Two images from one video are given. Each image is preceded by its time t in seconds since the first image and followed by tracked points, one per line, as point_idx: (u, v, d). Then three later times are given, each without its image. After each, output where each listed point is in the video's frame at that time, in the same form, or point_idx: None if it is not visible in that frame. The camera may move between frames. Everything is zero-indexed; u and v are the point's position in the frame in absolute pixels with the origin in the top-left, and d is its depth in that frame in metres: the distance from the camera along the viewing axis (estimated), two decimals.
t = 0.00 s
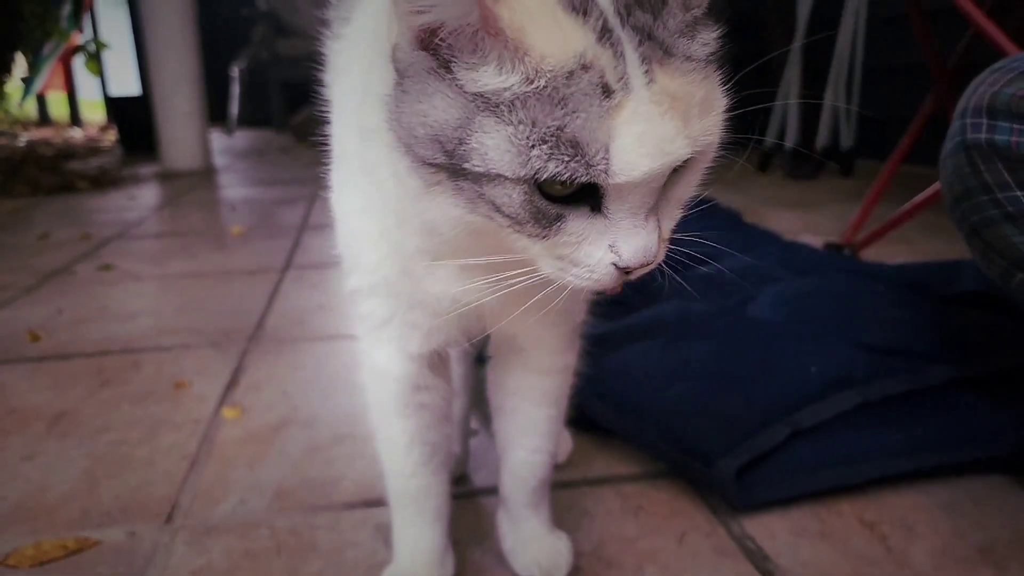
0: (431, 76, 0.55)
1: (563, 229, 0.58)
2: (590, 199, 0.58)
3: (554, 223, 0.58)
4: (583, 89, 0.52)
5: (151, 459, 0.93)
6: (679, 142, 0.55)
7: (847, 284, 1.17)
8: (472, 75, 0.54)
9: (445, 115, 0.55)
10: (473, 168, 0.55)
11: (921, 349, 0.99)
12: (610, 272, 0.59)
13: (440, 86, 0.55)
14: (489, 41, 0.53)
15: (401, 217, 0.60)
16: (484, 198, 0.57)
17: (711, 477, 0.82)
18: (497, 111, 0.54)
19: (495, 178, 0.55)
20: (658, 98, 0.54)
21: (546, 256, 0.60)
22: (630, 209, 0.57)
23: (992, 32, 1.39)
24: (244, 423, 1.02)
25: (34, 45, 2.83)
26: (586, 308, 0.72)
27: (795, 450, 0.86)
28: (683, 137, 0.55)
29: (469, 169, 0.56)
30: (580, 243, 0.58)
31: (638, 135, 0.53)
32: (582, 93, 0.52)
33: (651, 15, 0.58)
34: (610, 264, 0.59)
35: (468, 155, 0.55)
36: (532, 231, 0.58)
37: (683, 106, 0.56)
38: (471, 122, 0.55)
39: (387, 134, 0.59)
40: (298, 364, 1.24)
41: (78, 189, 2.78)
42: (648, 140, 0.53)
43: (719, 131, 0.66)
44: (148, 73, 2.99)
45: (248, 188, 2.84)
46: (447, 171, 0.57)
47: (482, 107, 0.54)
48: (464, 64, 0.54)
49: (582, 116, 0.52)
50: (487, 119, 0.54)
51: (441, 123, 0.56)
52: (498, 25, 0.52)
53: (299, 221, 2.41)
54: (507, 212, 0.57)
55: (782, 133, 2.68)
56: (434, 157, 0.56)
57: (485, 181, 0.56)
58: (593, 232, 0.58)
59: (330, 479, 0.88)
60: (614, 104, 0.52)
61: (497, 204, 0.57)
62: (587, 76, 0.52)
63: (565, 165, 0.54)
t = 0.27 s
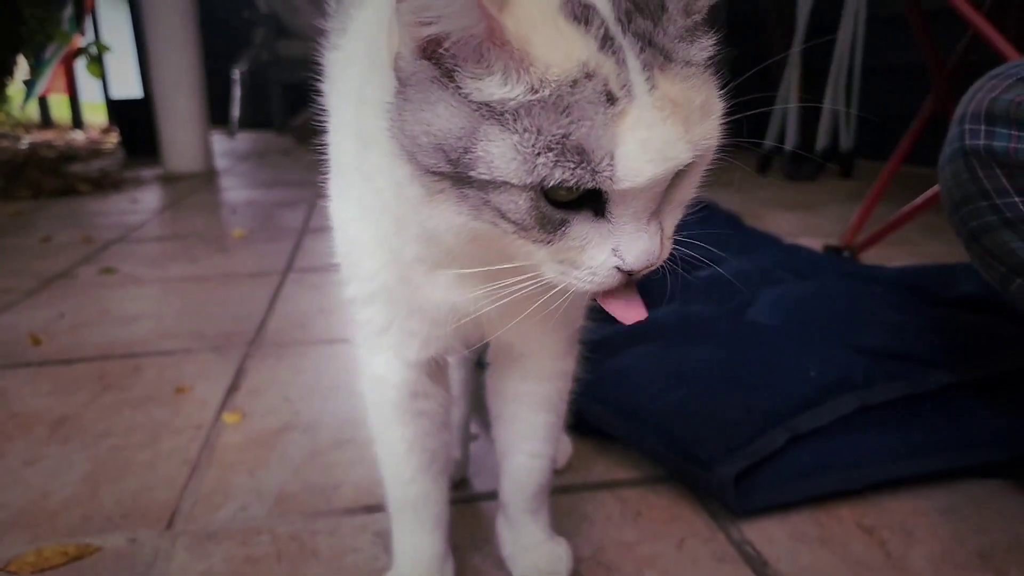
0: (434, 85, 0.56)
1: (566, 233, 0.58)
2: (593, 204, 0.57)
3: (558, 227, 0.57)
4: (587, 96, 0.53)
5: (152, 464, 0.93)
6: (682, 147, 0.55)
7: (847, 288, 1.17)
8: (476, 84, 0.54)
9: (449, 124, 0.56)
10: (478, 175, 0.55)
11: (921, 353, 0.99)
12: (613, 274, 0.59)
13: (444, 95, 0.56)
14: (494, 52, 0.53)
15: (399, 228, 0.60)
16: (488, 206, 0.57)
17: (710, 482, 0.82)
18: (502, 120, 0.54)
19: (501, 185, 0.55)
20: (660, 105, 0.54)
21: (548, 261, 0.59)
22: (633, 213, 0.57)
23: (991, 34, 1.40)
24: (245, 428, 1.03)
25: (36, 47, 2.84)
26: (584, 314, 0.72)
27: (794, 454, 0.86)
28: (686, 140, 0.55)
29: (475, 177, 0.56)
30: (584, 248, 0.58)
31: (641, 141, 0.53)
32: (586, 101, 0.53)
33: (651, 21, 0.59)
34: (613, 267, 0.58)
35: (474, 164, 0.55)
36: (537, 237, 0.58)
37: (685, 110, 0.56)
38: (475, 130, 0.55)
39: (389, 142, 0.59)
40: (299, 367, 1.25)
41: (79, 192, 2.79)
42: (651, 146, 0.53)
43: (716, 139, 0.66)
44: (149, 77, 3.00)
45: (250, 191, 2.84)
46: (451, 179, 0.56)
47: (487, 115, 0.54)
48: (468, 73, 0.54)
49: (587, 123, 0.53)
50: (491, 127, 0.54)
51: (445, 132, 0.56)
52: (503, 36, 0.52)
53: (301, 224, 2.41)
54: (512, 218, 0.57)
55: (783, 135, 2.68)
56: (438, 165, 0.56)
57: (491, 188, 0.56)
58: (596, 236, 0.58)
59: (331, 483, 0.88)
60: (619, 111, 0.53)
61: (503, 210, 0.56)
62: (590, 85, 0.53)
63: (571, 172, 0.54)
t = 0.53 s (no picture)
0: (438, 91, 0.56)
1: (572, 236, 0.57)
2: (598, 206, 0.57)
3: (564, 230, 0.57)
4: (593, 100, 0.52)
5: (153, 468, 0.93)
6: (687, 148, 0.55)
7: (847, 291, 1.17)
8: (481, 89, 0.54)
9: (453, 130, 0.55)
10: (486, 179, 0.55)
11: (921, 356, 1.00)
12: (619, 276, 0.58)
13: (448, 101, 0.55)
14: (501, 58, 0.53)
15: (395, 236, 0.60)
16: (495, 209, 0.56)
17: (709, 486, 0.82)
18: (508, 124, 0.54)
19: (508, 189, 0.55)
20: (664, 105, 0.54)
21: (552, 263, 0.59)
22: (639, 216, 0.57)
23: (990, 35, 1.40)
24: (245, 432, 1.03)
25: (37, 48, 2.84)
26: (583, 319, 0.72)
27: (793, 458, 0.86)
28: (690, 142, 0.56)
29: (482, 181, 0.55)
30: (590, 249, 0.58)
31: (647, 143, 0.53)
32: (592, 105, 0.52)
33: (652, 24, 0.59)
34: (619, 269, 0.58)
35: (480, 169, 0.55)
36: (544, 240, 0.57)
37: (688, 112, 0.56)
38: (481, 136, 0.55)
39: (390, 149, 0.58)
40: (299, 370, 1.25)
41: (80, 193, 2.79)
42: (657, 147, 0.53)
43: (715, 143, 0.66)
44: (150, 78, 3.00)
45: (250, 192, 2.84)
46: (455, 185, 0.56)
47: (492, 120, 0.54)
48: (472, 78, 0.54)
49: (594, 127, 0.52)
50: (498, 132, 0.54)
51: (449, 138, 0.55)
52: (510, 43, 0.52)
53: (301, 225, 2.42)
54: (519, 221, 0.56)
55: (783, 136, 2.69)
56: (443, 172, 0.56)
57: (498, 192, 0.56)
58: (603, 238, 0.57)
59: (331, 487, 0.88)
60: (624, 113, 0.53)
61: (509, 214, 0.56)
62: (596, 88, 0.53)
63: (579, 175, 0.54)
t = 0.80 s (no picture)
0: (443, 97, 0.56)
1: (581, 236, 0.58)
2: (606, 205, 0.57)
3: (572, 230, 0.57)
4: (600, 100, 0.53)
5: (153, 473, 0.94)
6: (693, 146, 0.56)
7: (846, 294, 1.17)
8: (488, 92, 0.54)
9: (459, 135, 0.56)
10: (494, 182, 0.55)
11: (920, 360, 1.00)
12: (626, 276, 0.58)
13: (454, 106, 0.56)
14: (508, 60, 0.54)
15: (394, 244, 0.60)
16: (503, 212, 0.56)
17: (708, 490, 0.83)
18: (515, 127, 0.54)
19: (516, 191, 0.56)
20: (668, 104, 0.54)
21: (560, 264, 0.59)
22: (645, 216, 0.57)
23: (990, 37, 1.40)
24: (245, 436, 1.03)
25: (37, 50, 2.84)
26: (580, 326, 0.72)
27: (792, 462, 0.86)
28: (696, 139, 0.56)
29: (490, 185, 0.55)
30: (598, 249, 0.58)
31: (655, 142, 0.53)
32: (599, 105, 0.53)
33: (652, 24, 0.59)
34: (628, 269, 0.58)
35: (489, 171, 0.55)
36: (552, 241, 0.58)
37: (694, 109, 0.56)
38: (488, 139, 0.55)
39: (393, 157, 0.58)
40: (300, 374, 1.25)
41: (80, 196, 2.80)
42: (664, 145, 0.54)
43: (715, 146, 0.66)
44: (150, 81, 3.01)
45: (251, 195, 2.85)
46: (462, 191, 0.56)
47: (500, 123, 0.55)
48: (478, 82, 0.55)
49: (602, 126, 0.53)
50: (505, 135, 0.54)
51: (455, 143, 0.56)
52: (518, 43, 0.53)
53: (301, 228, 2.42)
54: (528, 224, 0.57)
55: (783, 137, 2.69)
56: (449, 177, 0.56)
57: (507, 194, 0.56)
58: (610, 238, 0.58)
59: (331, 492, 0.89)
60: (630, 112, 0.53)
61: (518, 216, 0.56)
62: (602, 88, 0.53)
63: (589, 175, 0.54)
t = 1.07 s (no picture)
0: (444, 102, 0.56)
1: (589, 236, 0.57)
2: (612, 204, 0.57)
3: (579, 230, 0.56)
4: (603, 96, 0.53)
5: (154, 477, 0.94)
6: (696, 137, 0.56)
7: (845, 296, 1.17)
8: (491, 94, 0.55)
9: (461, 139, 0.56)
10: (499, 185, 0.55)
11: (919, 361, 1.00)
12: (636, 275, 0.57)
13: (456, 111, 0.56)
14: (512, 60, 0.54)
15: (390, 253, 0.60)
16: (509, 214, 0.56)
17: (707, 493, 0.83)
18: (518, 128, 0.54)
19: (522, 192, 0.55)
20: (669, 99, 0.55)
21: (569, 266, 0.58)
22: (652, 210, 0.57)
23: (990, 38, 1.40)
24: (245, 440, 1.03)
25: (38, 53, 2.84)
26: (577, 331, 0.73)
27: (791, 464, 0.86)
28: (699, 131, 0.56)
29: (495, 187, 0.55)
30: (606, 249, 0.57)
31: (658, 135, 0.54)
32: (602, 102, 0.53)
33: (649, 21, 0.60)
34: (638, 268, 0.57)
35: (493, 174, 0.55)
36: (561, 242, 0.57)
37: (694, 104, 0.57)
38: (491, 142, 0.55)
39: (396, 164, 0.58)
40: (300, 378, 1.25)
41: (81, 199, 2.80)
42: (667, 139, 0.54)
43: (715, 143, 0.66)
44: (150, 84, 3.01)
45: (252, 197, 2.85)
46: (466, 196, 0.56)
47: (503, 124, 0.55)
48: (479, 85, 0.55)
49: (606, 123, 0.53)
50: (509, 136, 0.54)
51: (458, 147, 0.56)
52: (523, 43, 0.53)
53: (302, 230, 2.42)
54: (534, 224, 0.56)
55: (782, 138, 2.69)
56: (453, 183, 0.56)
57: (512, 197, 0.55)
58: (617, 237, 0.57)
59: (332, 496, 0.89)
60: (632, 107, 0.53)
61: (525, 217, 0.56)
62: (604, 85, 0.53)
63: (596, 172, 0.54)
